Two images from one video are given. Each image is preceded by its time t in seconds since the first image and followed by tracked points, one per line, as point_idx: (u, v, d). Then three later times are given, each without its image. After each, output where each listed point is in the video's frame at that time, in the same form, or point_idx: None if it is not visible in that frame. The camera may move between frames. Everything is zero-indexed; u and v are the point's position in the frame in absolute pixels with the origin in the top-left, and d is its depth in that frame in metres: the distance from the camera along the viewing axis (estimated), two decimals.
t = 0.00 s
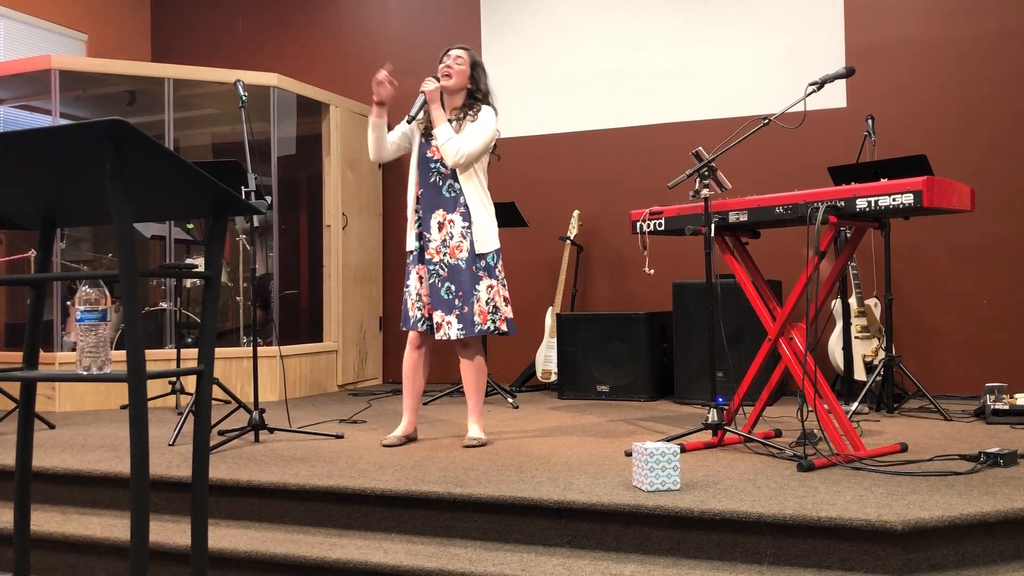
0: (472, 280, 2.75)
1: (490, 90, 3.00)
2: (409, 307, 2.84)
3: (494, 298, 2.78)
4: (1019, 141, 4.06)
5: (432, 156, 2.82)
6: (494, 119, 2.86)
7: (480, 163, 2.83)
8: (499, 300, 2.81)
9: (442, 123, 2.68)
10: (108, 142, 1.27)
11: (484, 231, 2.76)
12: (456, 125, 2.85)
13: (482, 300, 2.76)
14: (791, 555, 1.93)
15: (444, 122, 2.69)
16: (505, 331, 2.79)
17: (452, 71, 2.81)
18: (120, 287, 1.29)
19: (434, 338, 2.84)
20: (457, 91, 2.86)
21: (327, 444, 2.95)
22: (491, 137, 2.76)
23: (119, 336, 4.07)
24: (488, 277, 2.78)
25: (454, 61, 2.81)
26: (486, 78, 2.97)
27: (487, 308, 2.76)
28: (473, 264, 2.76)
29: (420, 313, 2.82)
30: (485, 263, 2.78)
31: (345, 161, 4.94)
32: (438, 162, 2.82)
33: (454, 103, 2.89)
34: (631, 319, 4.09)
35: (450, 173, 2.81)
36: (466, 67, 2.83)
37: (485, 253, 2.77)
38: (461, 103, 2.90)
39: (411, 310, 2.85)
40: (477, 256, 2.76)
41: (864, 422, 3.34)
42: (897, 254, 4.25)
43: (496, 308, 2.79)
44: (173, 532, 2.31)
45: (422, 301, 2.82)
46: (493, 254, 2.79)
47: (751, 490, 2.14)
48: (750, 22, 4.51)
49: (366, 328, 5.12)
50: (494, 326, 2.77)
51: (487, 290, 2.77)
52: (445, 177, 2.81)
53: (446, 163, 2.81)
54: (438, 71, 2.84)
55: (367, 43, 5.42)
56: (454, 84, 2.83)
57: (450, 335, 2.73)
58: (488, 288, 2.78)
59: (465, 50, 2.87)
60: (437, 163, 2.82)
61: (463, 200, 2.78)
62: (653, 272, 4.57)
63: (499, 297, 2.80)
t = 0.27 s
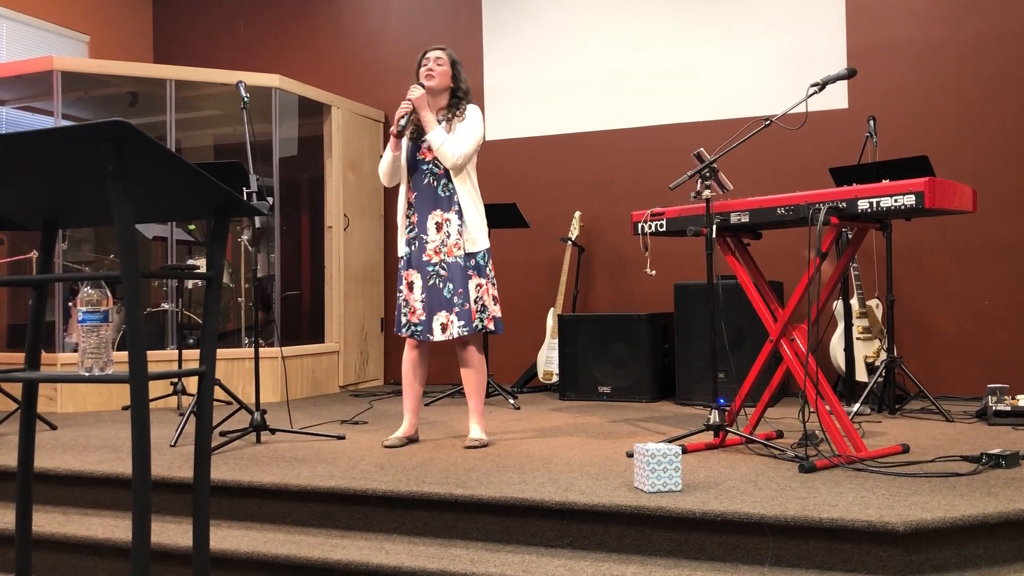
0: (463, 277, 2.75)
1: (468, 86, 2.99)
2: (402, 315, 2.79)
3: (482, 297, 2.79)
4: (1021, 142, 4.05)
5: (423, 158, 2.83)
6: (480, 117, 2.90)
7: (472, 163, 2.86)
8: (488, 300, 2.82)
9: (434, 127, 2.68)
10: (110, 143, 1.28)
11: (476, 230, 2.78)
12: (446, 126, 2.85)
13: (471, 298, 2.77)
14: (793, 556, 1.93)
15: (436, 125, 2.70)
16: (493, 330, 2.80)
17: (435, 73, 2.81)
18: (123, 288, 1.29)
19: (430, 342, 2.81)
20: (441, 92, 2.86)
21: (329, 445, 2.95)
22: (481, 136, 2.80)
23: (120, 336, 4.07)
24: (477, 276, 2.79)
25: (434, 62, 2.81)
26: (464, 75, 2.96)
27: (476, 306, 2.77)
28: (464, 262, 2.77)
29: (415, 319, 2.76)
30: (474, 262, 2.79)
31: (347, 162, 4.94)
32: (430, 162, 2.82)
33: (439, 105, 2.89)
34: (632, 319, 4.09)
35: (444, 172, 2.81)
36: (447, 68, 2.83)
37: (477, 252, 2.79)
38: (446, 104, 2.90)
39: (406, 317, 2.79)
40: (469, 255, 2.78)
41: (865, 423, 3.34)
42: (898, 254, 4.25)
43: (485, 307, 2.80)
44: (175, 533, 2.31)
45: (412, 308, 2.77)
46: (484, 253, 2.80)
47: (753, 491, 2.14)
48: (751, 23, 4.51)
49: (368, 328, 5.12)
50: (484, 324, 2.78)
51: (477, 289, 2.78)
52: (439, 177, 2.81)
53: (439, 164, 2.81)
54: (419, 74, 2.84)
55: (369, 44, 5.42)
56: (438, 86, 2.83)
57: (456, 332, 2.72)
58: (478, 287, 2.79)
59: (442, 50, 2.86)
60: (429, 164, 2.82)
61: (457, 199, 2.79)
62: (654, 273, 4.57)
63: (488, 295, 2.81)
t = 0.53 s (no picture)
0: (459, 280, 2.75)
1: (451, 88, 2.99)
2: (393, 318, 2.81)
3: (476, 299, 2.80)
4: None
5: (416, 162, 2.83)
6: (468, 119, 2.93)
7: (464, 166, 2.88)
8: (481, 302, 2.83)
9: (429, 131, 2.68)
10: (113, 145, 1.28)
11: (470, 233, 2.78)
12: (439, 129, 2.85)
13: (466, 300, 2.78)
14: (795, 557, 1.93)
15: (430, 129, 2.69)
16: (485, 331, 2.82)
17: (422, 78, 2.80)
18: (125, 289, 1.29)
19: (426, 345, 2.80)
20: (429, 97, 2.86)
21: (331, 446, 2.95)
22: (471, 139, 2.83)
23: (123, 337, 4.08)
24: (472, 278, 2.79)
25: (420, 68, 2.80)
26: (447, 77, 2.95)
27: (470, 308, 2.78)
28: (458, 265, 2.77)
29: (404, 321, 2.77)
30: (469, 264, 2.79)
31: (349, 164, 4.95)
32: (424, 167, 2.82)
33: (428, 109, 2.88)
34: (634, 320, 4.09)
35: (438, 176, 2.81)
36: (434, 72, 2.83)
37: (470, 254, 2.79)
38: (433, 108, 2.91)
39: (396, 320, 2.80)
40: (464, 258, 2.78)
41: (868, 424, 3.34)
42: (900, 256, 4.25)
43: (478, 309, 2.81)
44: (177, 534, 2.32)
45: (402, 311, 2.78)
46: (478, 255, 2.81)
47: (755, 492, 2.13)
48: (753, 24, 4.50)
49: (369, 329, 5.12)
50: (476, 326, 2.79)
51: (471, 291, 2.79)
52: (433, 181, 2.82)
53: (433, 167, 2.82)
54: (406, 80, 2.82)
55: (371, 45, 5.42)
56: (426, 91, 2.82)
57: (449, 336, 2.72)
58: (472, 288, 2.80)
59: (426, 54, 2.84)
60: (423, 168, 2.82)
61: (452, 202, 2.79)
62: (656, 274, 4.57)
63: (481, 297, 2.82)
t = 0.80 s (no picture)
0: (456, 281, 2.75)
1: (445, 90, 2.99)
2: (386, 319, 2.81)
3: (472, 300, 2.80)
4: None
5: (411, 162, 2.82)
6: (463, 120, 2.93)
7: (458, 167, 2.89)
8: (476, 303, 2.84)
9: (425, 133, 2.68)
10: (115, 146, 1.28)
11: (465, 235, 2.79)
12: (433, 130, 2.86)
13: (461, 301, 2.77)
14: (798, 558, 1.92)
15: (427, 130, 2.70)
16: (481, 332, 2.82)
17: (419, 80, 2.80)
18: (127, 289, 1.29)
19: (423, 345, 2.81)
20: (424, 98, 2.86)
21: (334, 447, 2.95)
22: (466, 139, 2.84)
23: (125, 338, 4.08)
24: (467, 279, 2.79)
25: (416, 69, 2.80)
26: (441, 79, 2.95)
27: (465, 309, 2.78)
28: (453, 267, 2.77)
29: (397, 323, 2.77)
30: (463, 265, 2.79)
31: (351, 165, 4.95)
32: (418, 168, 2.81)
33: (422, 110, 2.88)
34: (635, 321, 4.09)
35: (432, 177, 2.81)
36: (429, 74, 2.83)
37: (465, 255, 2.79)
38: (428, 110, 2.91)
39: (390, 321, 2.80)
40: (460, 259, 2.78)
41: (870, 425, 3.33)
42: (902, 257, 4.25)
43: (474, 310, 2.81)
44: (179, 535, 2.32)
45: (394, 313, 2.79)
46: (472, 256, 2.81)
47: (757, 493, 2.13)
48: (755, 25, 4.50)
49: (371, 330, 5.12)
50: (472, 327, 2.80)
51: (467, 292, 2.79)
52: (427, 182, 2.81)
53: (428, 168, 2.81)
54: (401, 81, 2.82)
55: (373, 46, 5.42)
56: (421, 93, 2.82)
57: (443, 337, 2.73)
58: (468, 290, 2.80)
59: (421, 55, 2.84)
60: (417, 169, 2.81)
61: (446, 204, 2.80)
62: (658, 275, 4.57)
63: (477, 298, 2.83)
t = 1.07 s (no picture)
0: (452, 282, 2.76)
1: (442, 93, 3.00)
2: (380, 319, 2.80)
3: (468, 300, 2.81)
4: None
5: (410, 162, 2.81)
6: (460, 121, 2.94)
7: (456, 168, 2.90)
8: (472, 304, 2.84)
9: (425, 133, 2.68)
10: (118, 147, 1.28)
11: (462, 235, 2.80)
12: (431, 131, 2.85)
13: (457, 301, 2.78)
14: (800, 558, 1.92)
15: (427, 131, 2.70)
16: (477, 332, 2.82)
17: (418, 81, 2.81)
18: (130, 290, 1.29)
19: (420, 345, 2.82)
20: (422, 99, 2.86)
21: (336, 447, 2.95)
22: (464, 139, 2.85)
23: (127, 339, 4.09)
24: (463, 279, 2.79)
25: (415, 71, 2.80)
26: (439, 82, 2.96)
27: (461, 309, 2.78)
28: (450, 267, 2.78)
29: (391, 323, 2.77)
30: (460, 265, 2.80)
31: (353, 165, 4.96)
32: (416, 167, 2.81)
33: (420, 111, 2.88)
34: (638, 322, 4.09)
35: (430, 178, 2.81)
36: (428, 76, 2.84)
37: (462, 256, 2.80)
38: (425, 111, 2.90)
39: (383, 321, 2.80)
40: (457, 259, 2.79)
41: (872, 425, 3.33)
42: (904, 257, 4.24)
43: (470, 310, 2.81)
44: (181, 535, 2.32)
45: (389, 312, 2.79)
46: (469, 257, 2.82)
47: (760, 494, 2.13)
48: (757, 25, 4.50)
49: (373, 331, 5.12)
50: (468, 327, 2.80)
51: (463, 292, 2.79)
52: (425, 182, 2.81)
53: (426, 169, 2.81)
54: (400, 82, 2.81)
55: (375, 47, 5.43)
56: (420, 94, 2.82)
57: (439, 337, 2.73)
58: (464, 290, 2.80)
59: (420, 57, 2.84)
60: (415, 169, 2.81)
61: (444, 205, 2.81)
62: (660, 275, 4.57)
63: (473, 299, 2.83)
